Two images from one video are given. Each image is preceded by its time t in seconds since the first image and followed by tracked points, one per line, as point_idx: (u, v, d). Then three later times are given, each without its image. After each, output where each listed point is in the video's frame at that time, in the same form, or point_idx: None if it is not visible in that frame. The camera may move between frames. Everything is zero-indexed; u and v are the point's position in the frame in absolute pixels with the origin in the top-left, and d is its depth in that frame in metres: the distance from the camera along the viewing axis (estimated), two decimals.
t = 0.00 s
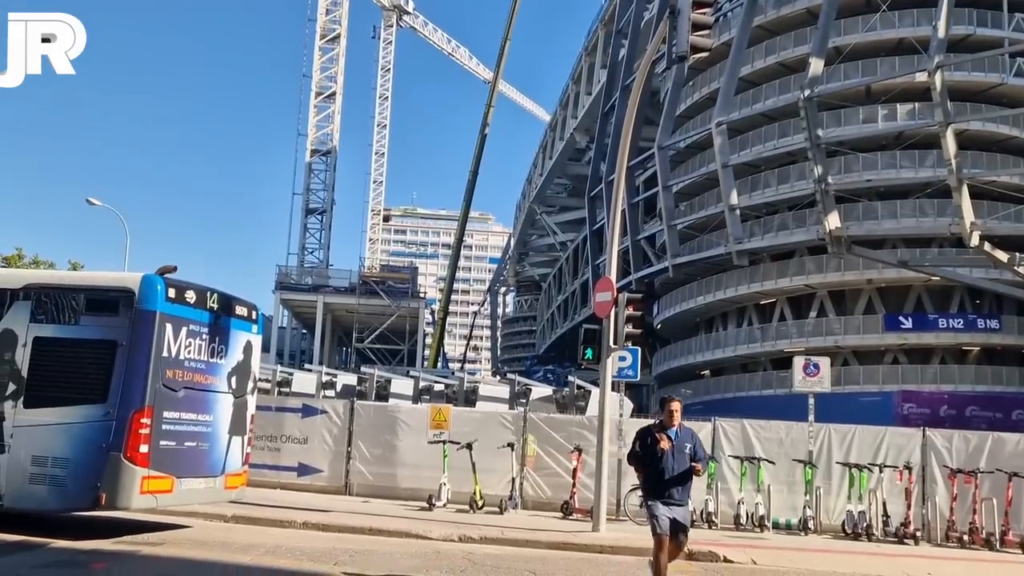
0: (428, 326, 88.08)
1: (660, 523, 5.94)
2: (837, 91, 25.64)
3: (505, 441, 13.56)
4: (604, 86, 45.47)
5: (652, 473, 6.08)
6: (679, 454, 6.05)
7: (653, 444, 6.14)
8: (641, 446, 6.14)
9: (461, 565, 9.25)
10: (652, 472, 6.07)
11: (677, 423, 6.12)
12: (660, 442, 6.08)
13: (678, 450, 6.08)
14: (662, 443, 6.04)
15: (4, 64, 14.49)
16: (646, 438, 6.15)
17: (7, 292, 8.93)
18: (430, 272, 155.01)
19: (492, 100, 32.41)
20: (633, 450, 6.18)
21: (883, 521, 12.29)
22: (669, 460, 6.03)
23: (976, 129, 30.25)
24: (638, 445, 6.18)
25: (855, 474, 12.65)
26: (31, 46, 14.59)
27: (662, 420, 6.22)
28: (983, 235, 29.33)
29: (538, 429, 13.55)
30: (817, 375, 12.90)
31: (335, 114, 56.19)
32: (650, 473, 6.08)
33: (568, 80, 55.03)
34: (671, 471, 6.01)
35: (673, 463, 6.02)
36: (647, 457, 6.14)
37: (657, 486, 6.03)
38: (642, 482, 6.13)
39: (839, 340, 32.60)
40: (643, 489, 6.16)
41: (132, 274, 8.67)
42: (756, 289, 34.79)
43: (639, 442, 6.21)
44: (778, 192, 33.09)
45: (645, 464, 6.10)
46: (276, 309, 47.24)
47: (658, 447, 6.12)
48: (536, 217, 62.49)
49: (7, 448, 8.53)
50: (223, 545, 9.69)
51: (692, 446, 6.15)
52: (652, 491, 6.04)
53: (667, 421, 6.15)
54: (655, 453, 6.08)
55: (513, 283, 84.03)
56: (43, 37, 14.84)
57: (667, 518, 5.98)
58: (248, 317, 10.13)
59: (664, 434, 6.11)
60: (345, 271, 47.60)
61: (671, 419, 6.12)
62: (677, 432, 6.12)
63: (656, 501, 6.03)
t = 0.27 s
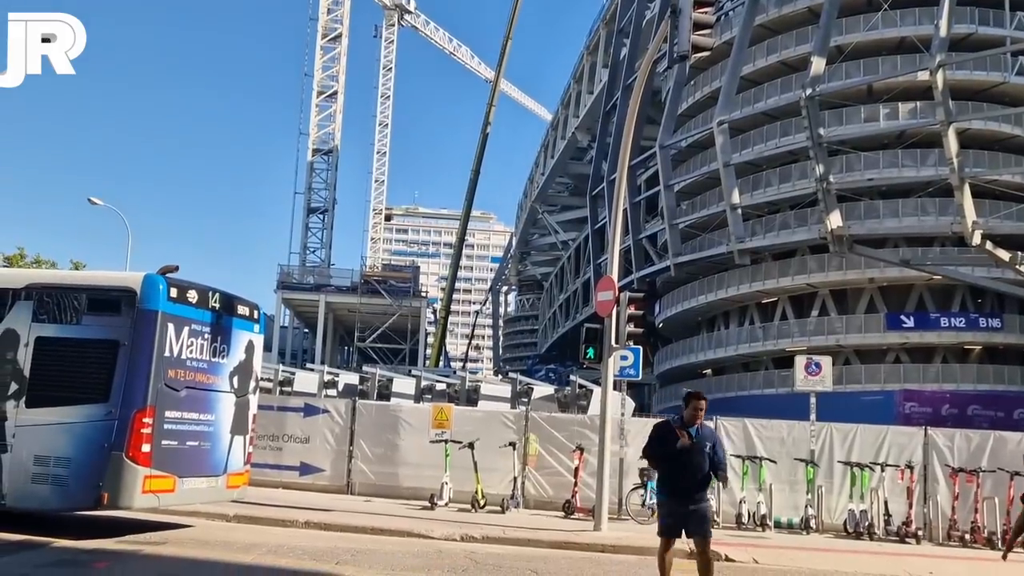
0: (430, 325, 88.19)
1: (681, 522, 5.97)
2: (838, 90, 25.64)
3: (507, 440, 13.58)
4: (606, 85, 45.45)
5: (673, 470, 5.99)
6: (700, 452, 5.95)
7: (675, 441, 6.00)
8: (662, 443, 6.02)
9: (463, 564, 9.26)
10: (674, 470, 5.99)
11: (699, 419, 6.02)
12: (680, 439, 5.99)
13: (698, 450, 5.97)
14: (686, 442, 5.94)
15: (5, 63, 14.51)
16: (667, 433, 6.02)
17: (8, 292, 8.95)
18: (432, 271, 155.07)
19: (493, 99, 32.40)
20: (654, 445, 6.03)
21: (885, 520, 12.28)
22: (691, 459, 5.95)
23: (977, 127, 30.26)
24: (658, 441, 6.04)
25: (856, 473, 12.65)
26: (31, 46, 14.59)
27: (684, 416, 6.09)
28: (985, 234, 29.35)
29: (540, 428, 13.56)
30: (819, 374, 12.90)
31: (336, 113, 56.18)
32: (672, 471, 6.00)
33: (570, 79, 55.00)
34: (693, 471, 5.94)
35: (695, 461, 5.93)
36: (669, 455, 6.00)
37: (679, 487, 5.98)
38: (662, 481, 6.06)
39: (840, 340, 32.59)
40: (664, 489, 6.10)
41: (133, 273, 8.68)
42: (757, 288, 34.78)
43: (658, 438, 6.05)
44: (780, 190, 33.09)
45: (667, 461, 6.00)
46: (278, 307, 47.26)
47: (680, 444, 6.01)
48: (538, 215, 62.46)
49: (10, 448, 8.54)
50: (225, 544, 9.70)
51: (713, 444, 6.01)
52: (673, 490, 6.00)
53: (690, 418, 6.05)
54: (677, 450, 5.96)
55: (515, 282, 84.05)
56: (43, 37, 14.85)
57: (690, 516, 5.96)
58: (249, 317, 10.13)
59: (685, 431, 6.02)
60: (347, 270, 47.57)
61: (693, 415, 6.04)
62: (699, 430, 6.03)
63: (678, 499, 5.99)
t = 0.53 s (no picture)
0: (430, 324, 88.24)
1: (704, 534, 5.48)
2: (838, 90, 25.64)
3: (507, 440, 13.59)
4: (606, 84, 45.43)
5: (698, 479, 5.49)
6: (726, 461, 5.42)
7: (700, 447, 5.49)
8: (685, 448, 5.52)
9: (463, 563, 9.26)
10: (699, 478, 5.49)
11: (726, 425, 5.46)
12: (706, 446, 5.47)
13: (725, 459, 5.44)
14: (711, 450, 5.41)
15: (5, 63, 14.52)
16: (693, 439, 5.50)
17: (8, 292, 8.95)
18: (433, 270, 155.18)
19: (493, 98, 32.36)
20: (678, 451, 5.53)
21: (884, 519, 12.30)
22: (717, 468, 5.44)
23: (977, 127, 30.25)
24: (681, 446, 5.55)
25: (856, 473, 12.65)
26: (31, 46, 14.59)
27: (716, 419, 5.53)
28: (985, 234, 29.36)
29: (540, 427, 13.56)
30: (819, 374, 12.89)
31: (336, 112, 56.20)
32: (697, 480, 5.50)
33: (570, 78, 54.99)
34: (720, 480, 5.43)
35: (720, 471, 5.43)
36: (693, 461, 5.50)
37: (705, 496, 5.48)
38: (687, 489, 5.56)
39: (840, 339, 32.60)
40: (689, 496, 5.59)
41: (133, 272, 8.67)
42: (758, 288, 34.80)
43: (684, 443, 5.56)
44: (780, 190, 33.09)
45: (691, 469, 5.50)
46: (278, 307, 47.31)
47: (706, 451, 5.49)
48: (538, 215, 62.49)
49: (10, 447, 8.55)
50: (225, 544, 9.71)
51: (742, 453, 5.45)
52: (696, 502, 5.51)
53: (718, 422, 5.49)
54: (701, 457, 5.45)
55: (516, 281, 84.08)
56: (43, 37, 14.85)
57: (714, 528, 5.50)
58: (250, 316, 10.11)
59: (712, 438, 5.48)
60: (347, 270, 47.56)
61: (721, 420, 5.46)
62: (726, 437, 5.49)
63: (700, 510, 5.50)
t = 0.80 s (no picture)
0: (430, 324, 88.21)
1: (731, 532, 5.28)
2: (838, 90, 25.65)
3: (506, 440, 13.59)
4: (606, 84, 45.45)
5: (724, 475, 5.31)
6: (751, 456, 5.29)
7: (722, 443, 5.32)
8: (707, 445, 5.35)
9: (462, 562, 9.26)
10: (723, 474, 5.31)
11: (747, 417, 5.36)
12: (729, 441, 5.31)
13: (749, 452, 5.30)
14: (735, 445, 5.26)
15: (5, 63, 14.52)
16: (715, 435, 5.35)
17: (8, 291, 8.94)
18: (432, 270, 155.18)
19: (493, 98, 32.35)
20: (700, 447, 5.36)
21: (883, 519, 12.31)
22: (742, 463, 5.29)
23: (977, 128, 30.27)
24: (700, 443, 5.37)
25: (855, 473, 12.66)
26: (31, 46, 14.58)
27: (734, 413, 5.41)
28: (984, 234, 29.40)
29: (539, 427, 13.56)
30: (818, 374, 12.89)
31: (336, 112, 56.21)
32: (721, 477, 5.32)
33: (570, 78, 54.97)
34: (745, 474, 5.28)
35: (746, 465, 5.29)
36: (716, 457, 5.32)
37: (730, 493, 5.30)
38: (711, 486, 5.36)
39: (839, 339, 32.61)
40: (713, 494, 5.39)
41: (133, 272, 8.67)
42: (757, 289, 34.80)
43: (705, 438, 5.39)
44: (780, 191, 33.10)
45: (716, 465, 5.32)
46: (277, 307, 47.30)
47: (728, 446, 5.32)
48: (538, 215, 62.52)
49: (9, 447, 8.54)
50: (224, 543, 9.70)
51: (765, 446, 5.34)
52: (722, 500, 5.31)
53: (739, 416, 5.38)
54: (724, 453, 5.28)
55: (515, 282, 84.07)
56: (42, 37, 14.85)
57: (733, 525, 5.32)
58: (250, 316, 10.12)
59: (734, 432, 5.34)
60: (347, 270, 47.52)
61: (742, 413, 5.37)
62: (749, 430, 5.37)
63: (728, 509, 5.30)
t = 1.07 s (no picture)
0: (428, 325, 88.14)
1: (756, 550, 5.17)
2: (837, 92, 25.68)
3: (504, 440, 13.58)
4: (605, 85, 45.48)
5: (745, 492, 5.22)
6: (773, 470, 5.18)
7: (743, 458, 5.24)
8: (727, 460, 5.26)
9: (460, 562, 9.28)
10: (746, 491, 5.21)
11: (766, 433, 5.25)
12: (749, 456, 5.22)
13: (771, 467, 5.20)
14: (755, 460, 5.17)
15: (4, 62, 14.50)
16: (735, 450, 5.26)
17: (6, 291, 8.93)
18: (430, 271, 155.19)
19: (493, 99, 32.31)
20: (721, 463, 5.27)
21: (880, 520, 12.35)
22: (765, 478, 5.19)
23: (976, 129, 30.32)
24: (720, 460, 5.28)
25: (853, 474, 12.68)
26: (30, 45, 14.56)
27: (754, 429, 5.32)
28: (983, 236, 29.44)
29: (537, 427, 13.57)
30: (816, 375, 12.87)
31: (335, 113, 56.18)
32: (743, 494, 5.23)
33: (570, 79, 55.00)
34: (767, 490, 5.18)
35: (769, 481, 5.18)
36: (739, 474, 5.23)
37: (754, 511, 5.20)
38: (733, 503, 5.27)
39: (838, 341, 32.63)
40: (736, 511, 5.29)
41: (131, 272, 8.66)
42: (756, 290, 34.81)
43: (727, 453, 5.31)
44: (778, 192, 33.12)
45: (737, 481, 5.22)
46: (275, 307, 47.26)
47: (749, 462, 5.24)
48: (537, 216, 62.55)
49: (7, 447, 8.53)
50: (222, 543, 9.70)
51: (787, 460, 5.24)
52: (745, 517, 5.21)
53: (758, 429, 5.28)
54: (744, 468, 5.20)
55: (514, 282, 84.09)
56: (42, 37, 14.84)
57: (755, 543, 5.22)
58: (247, 316, 10.10)
59: (755, 447, 5.25)
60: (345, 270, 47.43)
61: (760, 426, 5.27)
62: (770, 444, 5.27)
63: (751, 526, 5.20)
